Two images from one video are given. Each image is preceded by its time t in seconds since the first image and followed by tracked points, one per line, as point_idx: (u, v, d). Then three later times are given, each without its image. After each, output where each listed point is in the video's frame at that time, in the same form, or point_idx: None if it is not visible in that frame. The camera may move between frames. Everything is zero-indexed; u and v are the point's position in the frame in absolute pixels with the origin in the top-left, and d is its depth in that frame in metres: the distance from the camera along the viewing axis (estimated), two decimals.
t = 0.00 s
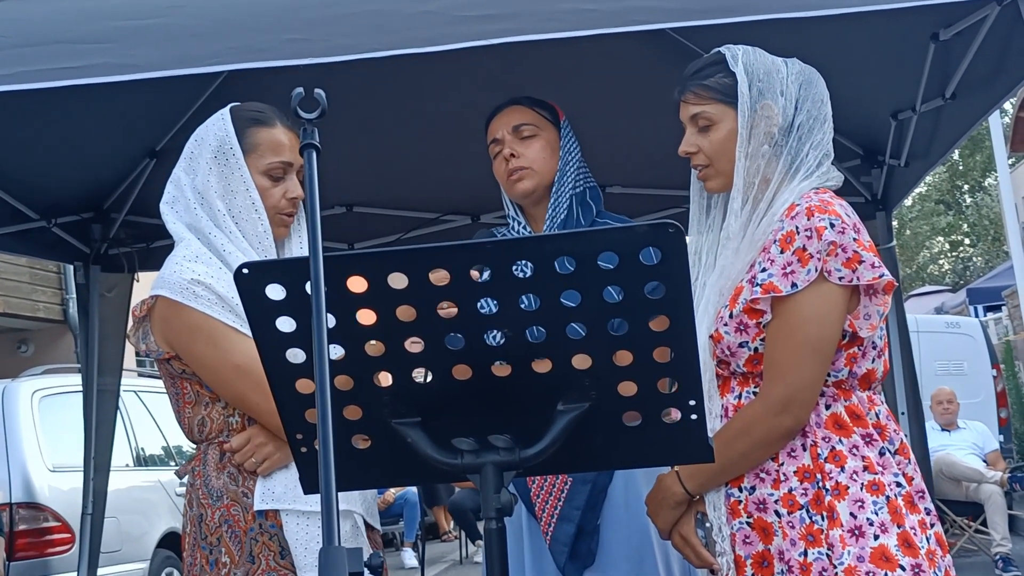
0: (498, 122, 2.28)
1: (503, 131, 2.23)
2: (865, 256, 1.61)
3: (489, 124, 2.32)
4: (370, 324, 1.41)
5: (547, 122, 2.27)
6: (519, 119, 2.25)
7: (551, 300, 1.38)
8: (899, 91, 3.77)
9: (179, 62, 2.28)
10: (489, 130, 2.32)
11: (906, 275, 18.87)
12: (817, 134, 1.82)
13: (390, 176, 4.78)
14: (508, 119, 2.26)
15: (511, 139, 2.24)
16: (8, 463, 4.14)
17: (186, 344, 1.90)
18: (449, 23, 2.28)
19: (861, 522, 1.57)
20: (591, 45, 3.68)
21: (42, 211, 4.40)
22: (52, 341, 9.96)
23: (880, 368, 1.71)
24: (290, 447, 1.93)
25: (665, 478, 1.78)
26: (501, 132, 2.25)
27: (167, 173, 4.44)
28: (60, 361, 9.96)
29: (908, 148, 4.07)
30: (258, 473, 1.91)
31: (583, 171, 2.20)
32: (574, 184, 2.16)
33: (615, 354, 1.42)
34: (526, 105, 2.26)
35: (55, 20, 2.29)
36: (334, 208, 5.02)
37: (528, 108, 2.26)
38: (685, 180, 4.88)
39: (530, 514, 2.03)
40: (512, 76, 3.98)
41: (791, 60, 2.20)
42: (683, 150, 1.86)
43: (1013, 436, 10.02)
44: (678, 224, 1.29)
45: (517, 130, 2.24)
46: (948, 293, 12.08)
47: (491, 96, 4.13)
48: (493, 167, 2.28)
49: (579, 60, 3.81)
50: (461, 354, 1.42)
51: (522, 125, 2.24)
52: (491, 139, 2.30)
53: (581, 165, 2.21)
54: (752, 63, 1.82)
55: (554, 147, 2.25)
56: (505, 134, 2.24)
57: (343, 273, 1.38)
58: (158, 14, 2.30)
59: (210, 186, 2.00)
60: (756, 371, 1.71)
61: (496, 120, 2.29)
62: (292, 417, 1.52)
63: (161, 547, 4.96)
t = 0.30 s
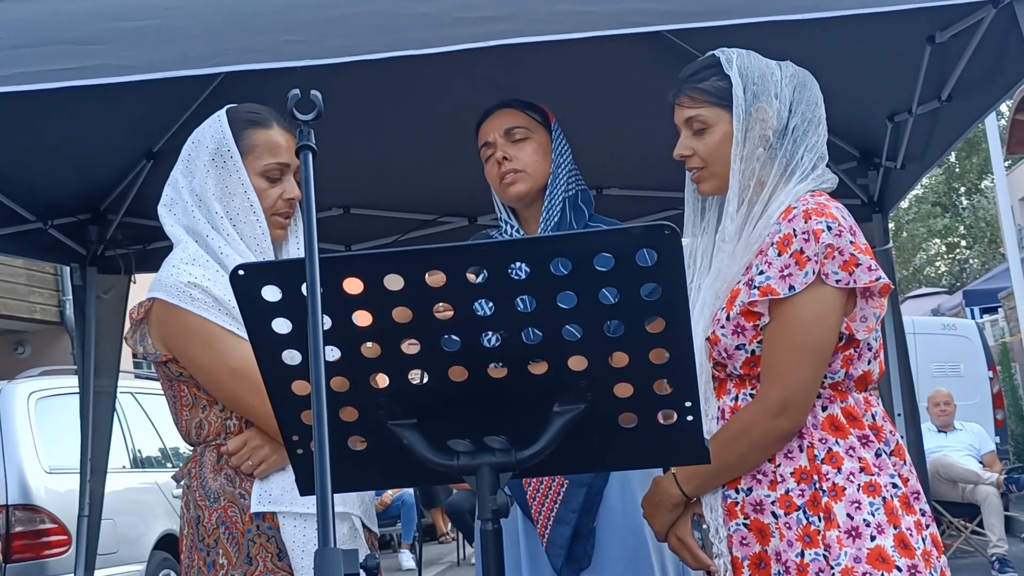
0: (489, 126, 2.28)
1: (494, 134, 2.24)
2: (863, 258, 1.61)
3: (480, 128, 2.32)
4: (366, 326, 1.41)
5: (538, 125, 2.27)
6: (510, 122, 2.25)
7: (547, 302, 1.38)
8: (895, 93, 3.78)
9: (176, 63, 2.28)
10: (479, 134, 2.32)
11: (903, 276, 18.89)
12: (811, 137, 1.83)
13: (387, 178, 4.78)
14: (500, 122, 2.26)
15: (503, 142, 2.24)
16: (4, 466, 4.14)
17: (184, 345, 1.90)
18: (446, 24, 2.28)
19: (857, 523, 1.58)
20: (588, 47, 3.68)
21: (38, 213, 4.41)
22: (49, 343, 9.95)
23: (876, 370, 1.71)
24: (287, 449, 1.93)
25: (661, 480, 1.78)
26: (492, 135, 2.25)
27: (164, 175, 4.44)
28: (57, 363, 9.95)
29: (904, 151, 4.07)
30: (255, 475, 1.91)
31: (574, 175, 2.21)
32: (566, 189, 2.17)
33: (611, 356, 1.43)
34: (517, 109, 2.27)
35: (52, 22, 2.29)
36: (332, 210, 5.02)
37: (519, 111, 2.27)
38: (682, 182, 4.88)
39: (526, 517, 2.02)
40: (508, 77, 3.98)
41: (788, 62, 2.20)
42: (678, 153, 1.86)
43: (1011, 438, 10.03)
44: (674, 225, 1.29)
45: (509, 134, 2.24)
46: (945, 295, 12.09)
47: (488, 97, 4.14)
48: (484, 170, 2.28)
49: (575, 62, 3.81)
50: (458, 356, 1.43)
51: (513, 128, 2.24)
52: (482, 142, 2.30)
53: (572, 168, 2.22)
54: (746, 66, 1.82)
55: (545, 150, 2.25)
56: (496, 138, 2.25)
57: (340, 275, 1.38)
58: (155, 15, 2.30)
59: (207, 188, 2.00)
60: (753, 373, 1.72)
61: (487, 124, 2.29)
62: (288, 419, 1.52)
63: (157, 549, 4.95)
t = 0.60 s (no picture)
0: (482, 134, 2.28)
1: (489, 142, 2.24)
2: (861, 266, 1.62)
3: (473, 135, 2.33)
4: (365, 333, 1.41)
5: (532, 133, 2.29)
6: (504, 130, 2.26)
7: (545, 309, 1.38)
8: (891, 99, 3.79)
9: (172, 70, 2.27)
10: (473, 141, 2.32)
11: (899, 282, 18.92)
12: (807, 146, 1.83)
13: (384, 184, 4.78)
14: (493, 129, 2.26)
15: (497, 150, 2.25)
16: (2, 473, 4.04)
17: (182, 352, 1.90)
18: (443, 31, 2.29)
19: (854, 528, 1.58)
20: (585, 54, 3.69)
21: (36, 220, 4.39)
22: (45, 350, 9.93)
23: (872, 377, 1.72)
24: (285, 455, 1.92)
25: (658, 486, 1.78)
26: (486, 142, 2.26)
27: (161, 181, 4.44)
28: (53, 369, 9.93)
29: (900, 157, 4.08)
30: (253, 482, 1.91)
31: (566, 184, 2.23)
32: (560, 196, 2.19)
33: (608, 363, 1.43)
34: (510, 116, 2.27)
35: (49, 28, 2.29)
36: (328, 216, 5.03)
37: (512, 119, 2.27)
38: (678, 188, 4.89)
39: (523, 525, 2.03)
40: (505, 84, 3.99)
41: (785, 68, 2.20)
42: (671, 159, 1.87)
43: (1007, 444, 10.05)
44: (671, 232, 1.29)
45: (503, 141, 2.25)
46: (942, 300, 12.11)
47: (485, 104, 4.14)
48: (478, 177, 2.28)
49: (572, 68, 3.82)
50: (456, 363, 1.43)
51: (507, 136, 2.25)
52: (476, 150, 2.30)
53: (566, 178, 2.25)
54: (742, 74, 1.83)
55: (539, 158, 2.27)
56: (491, 145, 2.25)
57: (337, 282, 1.38)
58: (153, 22, 2.30)
59: (205, 196, 2.00)
60: (750, 380, 1.72)
61: (480, 132, 2.29)
62: (286, 426, 1.52)
63: (155, 556, 4.93)
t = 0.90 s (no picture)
0: (477, 142, 2.29)
1: (484, 150, 2.25)
2: (856, 272, 1.63)
3: (468, 143, 2.33)
4: (361, 340, 1.41)
5: (526, 142, 2.29)
6: (499, 138, 2.27)
7: (542, 316, 1.38)
8: (887, 106, 3.80)
9: (170, 79, 2.25)
10: (467, 149, 2.33)
11: (894, 289, 18.95)
12: (803, 155, 1.83)
13: (381, 192, 4.78)
14: (488, 138, 2.27)
15: (492, 158, 2.25)
16: None
17: (178, 360, 1.90)
18: (439, 39, 2.27)
19: (852, 534, 1.58)
20: (582, 61, 3.69)
21: (32, 228, 4.37)
22: (41, 359, 9.92)
23: (867, 383, 1.72)
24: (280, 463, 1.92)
25: (654, 494, 1.78)
26: (481, 151, 2.26)
27: (158, 190, 4.44)
28: (49, 378, 9.91)
29: (896, 163, 4.09)
30: (247, 490, 1.91)
31: (558, 194, 2.25)
32: (553, 205, 2.22)
33: (604, 369, 1.43)
34: (504, 125, 2.28)
35: (45, 37, 2.26)
36: (325, 224, 5.02)
37: (507, 128, 2.29)
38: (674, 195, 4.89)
39: (518, 532, 2.01)
40: (502, 91, 3.99)
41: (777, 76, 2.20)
42: (664, 164, 1.87)
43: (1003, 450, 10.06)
44: (668, 239, 1.29)
45: (499, 150, 2.26)
46: (938, 307, 12.13)
47: (481, 111, 4.14)
48: (472, 186, 2.28)
49: (569, 75, 3.82)
50: (452, 371, 1.43)
51: (503, 144, 2.26)
52: (470, 158, 2.30)
53: (558, 188, 2.27)
54: (739, 81, 1.84)
55: (533, 167, 2.27)
56: (486, 153, 2.26)
57: (334, 289, 1.38)
58: (150, 31, 2.28)
59: (202, 205, 2.00)
60: (747, 387, 1.72)
61: (474, 140, 2.30)
62: (283, 433, 1.52)
63: (151, 565, 4.86)
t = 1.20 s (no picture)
0: (472, 150, 2.29)
1: (479, 157, 2.24)
2: (854, 280, 1.63)
3: (463, 150, 2.33)
4: (357, 348, 1.40)
5: (520, 150, 2.29)
6: (493, 146, 2.27)
7: (538, 323, 1.38)
8: (884, 113, 3.80)
9: (166, 86, 2.24)
10: (462, 157, 2.32)
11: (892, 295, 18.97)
12: (799, 163, 1.84)
13: (378, 198, 4.77)
14: (484, 146, 2.28)
15: (487, 166, 2.25)
16: None
17: (172, 366, 1.89)
18: (436, 46, 2.24)
19: (849, 542, 1.57)
20: (578, 67, 3.70)
21: (27, 234, 4.35)
22: (37, 364, 9.90)
23: (864, 391, 1.72)
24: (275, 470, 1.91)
25: (651, 501, 1.77)
26: (476, 158, 2.26)
27: (155, 195, 4.43)
28: (45, 384, 9.90)
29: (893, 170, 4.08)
30: (242, 497, 1.90)
31: (552, 201, 2.25)
32: (547, 213, 2.21)
33: (600, 377, 1.42)
34: (499, 133, 2.28)
35: (39, 42, 2.23)
36: (322, 230, 5.01)
37: (502, 136, 2.29)
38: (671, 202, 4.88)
39: (514, 541, 2.01)
40: (499, 97, 3.98)
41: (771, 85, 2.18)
42: (662, 170, 1.87)
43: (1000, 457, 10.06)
44: (665, 246, 1.30)
45: (493, 158, 2.25)
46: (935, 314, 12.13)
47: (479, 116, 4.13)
48: (467, 194, 2.28)
49: (566, 82, 3.82)
50: (448, 378, 1.42)
51: (497, 153, 2.25)
52: (465, 166, 2.30)
53: (551, 195, 2.26)
54: (739, 90, 1.84)
55: (528, 175, 2.27)
56: (481, 161, 2.26)
57: (330, 296, 1.38)
58: (145, 37, 2.25)
59: (198, 211, 1.99)
60: (744, 395, 1.72)
61: (469, 148, 2.30)
62: (278, 440, 1.52)
63: (145, 572, 4.81)
